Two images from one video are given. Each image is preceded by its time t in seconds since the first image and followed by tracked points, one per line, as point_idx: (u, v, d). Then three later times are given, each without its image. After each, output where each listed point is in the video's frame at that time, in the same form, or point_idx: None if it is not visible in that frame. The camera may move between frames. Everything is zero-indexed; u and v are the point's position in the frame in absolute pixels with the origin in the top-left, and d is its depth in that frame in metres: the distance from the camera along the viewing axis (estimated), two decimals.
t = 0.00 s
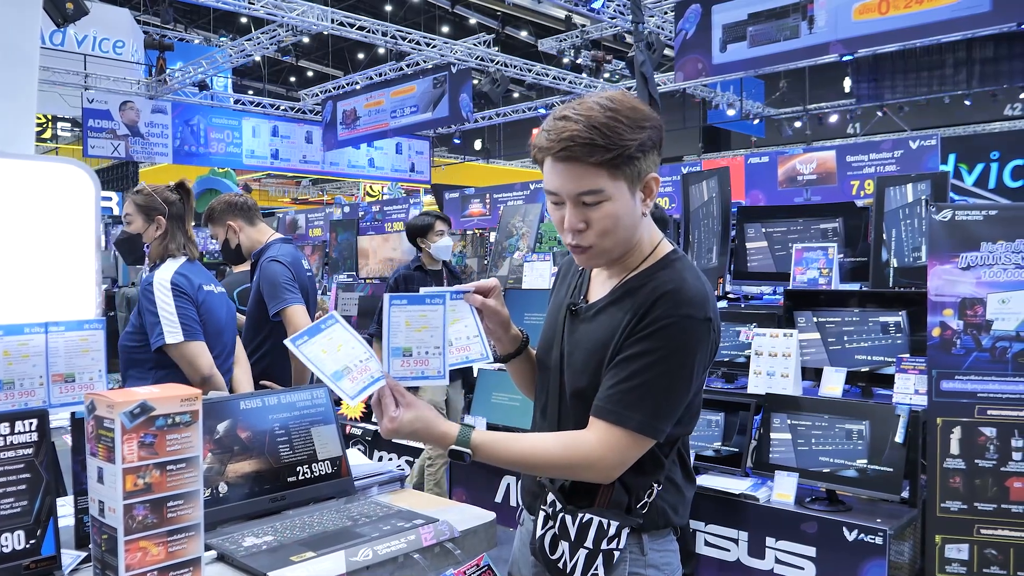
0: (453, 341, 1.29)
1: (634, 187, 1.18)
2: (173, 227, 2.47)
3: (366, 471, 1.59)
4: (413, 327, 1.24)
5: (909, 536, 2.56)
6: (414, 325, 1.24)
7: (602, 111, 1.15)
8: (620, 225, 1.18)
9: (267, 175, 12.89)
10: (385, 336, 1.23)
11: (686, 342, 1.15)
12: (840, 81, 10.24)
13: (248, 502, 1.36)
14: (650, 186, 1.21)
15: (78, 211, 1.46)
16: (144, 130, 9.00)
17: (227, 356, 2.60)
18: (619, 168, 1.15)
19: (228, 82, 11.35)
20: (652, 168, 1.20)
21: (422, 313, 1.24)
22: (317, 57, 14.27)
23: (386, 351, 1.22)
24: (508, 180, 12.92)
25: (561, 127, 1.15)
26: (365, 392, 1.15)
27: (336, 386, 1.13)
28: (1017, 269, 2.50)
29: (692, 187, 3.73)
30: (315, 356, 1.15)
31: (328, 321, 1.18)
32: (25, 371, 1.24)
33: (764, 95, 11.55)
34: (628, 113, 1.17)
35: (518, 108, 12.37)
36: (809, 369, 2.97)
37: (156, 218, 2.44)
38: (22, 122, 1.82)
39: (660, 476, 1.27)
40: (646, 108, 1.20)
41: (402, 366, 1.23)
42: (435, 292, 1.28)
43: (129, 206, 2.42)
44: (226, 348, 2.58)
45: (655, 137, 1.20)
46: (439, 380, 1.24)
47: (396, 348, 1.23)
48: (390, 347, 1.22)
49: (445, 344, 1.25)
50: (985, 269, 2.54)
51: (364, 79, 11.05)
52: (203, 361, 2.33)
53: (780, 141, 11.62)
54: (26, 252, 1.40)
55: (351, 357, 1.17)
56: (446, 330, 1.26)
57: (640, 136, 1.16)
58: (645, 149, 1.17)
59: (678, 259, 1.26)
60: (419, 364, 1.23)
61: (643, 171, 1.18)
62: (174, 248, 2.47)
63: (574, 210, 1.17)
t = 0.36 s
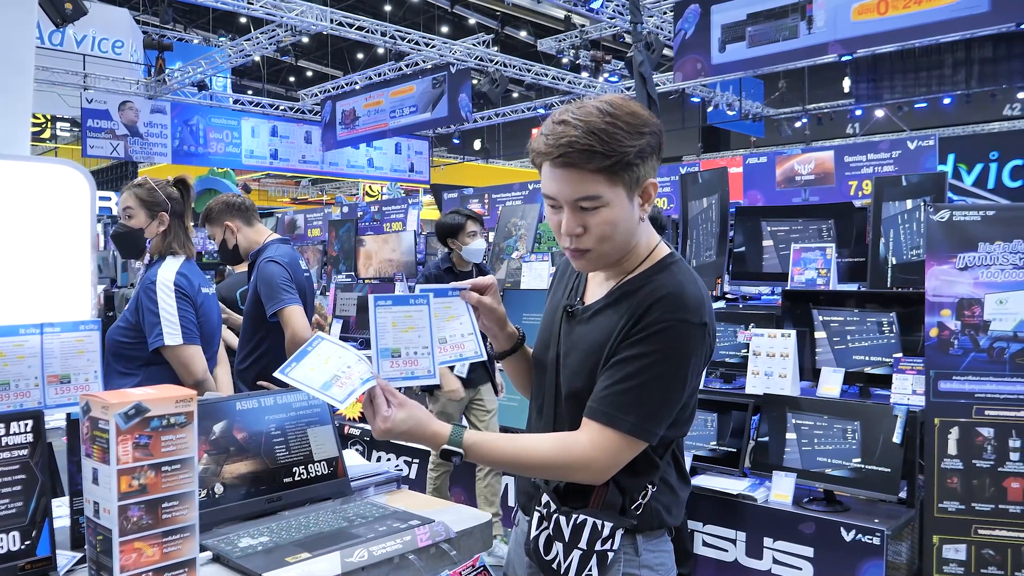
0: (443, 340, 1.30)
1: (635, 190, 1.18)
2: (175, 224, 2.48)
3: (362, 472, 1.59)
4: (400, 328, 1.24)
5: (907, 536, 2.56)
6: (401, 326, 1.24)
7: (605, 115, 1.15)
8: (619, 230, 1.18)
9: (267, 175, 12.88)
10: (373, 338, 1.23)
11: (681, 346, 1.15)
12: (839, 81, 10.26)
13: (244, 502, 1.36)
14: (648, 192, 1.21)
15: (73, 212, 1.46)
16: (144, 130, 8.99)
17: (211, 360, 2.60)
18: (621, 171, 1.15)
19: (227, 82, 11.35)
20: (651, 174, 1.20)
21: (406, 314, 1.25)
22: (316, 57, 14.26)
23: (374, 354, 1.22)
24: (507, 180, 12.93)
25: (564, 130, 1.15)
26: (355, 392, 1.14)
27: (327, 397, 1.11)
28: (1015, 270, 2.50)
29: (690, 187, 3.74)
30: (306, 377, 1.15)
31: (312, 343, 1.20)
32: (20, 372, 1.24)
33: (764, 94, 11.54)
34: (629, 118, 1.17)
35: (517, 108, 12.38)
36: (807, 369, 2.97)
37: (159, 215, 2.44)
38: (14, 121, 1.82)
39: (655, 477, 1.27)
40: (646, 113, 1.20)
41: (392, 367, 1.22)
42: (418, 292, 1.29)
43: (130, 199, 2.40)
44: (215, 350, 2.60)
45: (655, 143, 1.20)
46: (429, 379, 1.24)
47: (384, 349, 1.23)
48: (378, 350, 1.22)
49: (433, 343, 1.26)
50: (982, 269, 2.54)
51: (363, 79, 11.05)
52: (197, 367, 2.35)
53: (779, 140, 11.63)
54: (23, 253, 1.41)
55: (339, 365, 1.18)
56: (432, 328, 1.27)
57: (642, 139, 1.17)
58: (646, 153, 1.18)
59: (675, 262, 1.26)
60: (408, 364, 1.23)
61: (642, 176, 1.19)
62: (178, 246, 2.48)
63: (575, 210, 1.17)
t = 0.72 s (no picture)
0: (445, 337, 1.30)
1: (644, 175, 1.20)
2: (172, 226, 2.48)
3: (361, 471, 1.59)
4: (406, 321, 1.25)
5: (906, 536, 2.56)
6: (407, 319, 1.25)
7: (613, 101, 1.17)
8: (627, 217, 1.18)
9: (267, 175, 12.88)
10: (378, 330, 1.23)
11: (683, 335, 1.15)
12: (838, 81, 10.26)
13: (243, 503, 1.36)
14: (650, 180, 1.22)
15: (71, 211, 1.46)
16: (143, 130, 8.99)
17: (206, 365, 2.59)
18: (634, 153, 1.17)
19: (226, 82, 11.35)
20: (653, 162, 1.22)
21: (413, 307, 1.26)
22: (316, 57, 14.26)
23: (379, 345, 1.22)
24: (507, 179, 12.93)
25: (577, 115, 1.15)
26: (359, 383, 1.14)
27: (329, 384, 1.12)
28: (1014, 270, 2.50)
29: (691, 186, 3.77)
30: (308, 364, 1.16)
31: (319, 328, 1.20)
32: (19, 372, 1.24)
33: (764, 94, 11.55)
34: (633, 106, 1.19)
35: (517, 108, 12.37)
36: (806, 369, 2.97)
37: (156, 216, 2.44)
38: (13, 122, 1.82)
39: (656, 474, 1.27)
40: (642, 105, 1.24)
41: (397, 360, 1.22)
42: (425, 287, 1.30)
43: (127, 199, 2.40)
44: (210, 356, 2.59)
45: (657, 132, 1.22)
46: (433, 373, 1.24)
47: (390, 341, 1.23)
48: (384, 341, 1.22)
49: (438, 338, 1.26)
50: (982, 269, 2.54)
51: (363, 79, 11.04)
52: (191, 372, 2.34)
53: (778, 141, 11.63)
54: (23, 252, 1.41)
55: (344, 355, 1.18)
56: (438, 323, 1.28)
57: (651, 125, 1.20)
58: (652, 141, 1.21)
59: (672, 254, 1.27)
60: (413, 357, 1.23)
61: (645, 163, 1.20)
62: (174, 249, 2.48)
63: (594, 188, 1.16)
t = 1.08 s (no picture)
0: (446, 336, 1.30)
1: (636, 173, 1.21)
2: (167, 227, 2.47)
3: (361, 472, 1.59)
4: (408, 317, 1.25)
5: (906, 537, 2.56)
6: (410, 315, 1.25)
7: (604, 100, 1.17)
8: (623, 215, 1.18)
9: (266, 175, 12.88)
10: (380, 326, 1.23)
11: (684, 332, 1.15)
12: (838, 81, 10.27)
13: (243, 503, 1.36)
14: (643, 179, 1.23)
15: (71, 211, 1.46)
16: (143, 130, 8.98)
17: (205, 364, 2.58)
18: (625, 152, 1.18)
19: (226, 82, 11.35)
20: (646, 160, 1.22)
21: (416, 303, 1.26)
22: (316, 57, 14.26)
23: (381, 340, 1.22)
24: (507, 180, 12.95)
25: (567, 112, 1.16)
26: (361, 376, 1.13)
27: (330, 373, 1.11)
28: (1014, 270, 2.50)
29: (692, 186, 3.76)
30: (311, 353, 1.15)
31: (318, 320, 1.21)
32: (19, 372, 1.24)
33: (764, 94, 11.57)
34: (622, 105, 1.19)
35: (516, 109, 12.38)
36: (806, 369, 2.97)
37: (152, 217, 2.42)
38: (14, 122, 1.82)
39: (660, 474, 1.27)
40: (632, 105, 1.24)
41: (399, 356, 1.22)
42: (429, 284, 1.30)
43: (126, 201, 2.40)
44: (205, 355, 2.57)
45: (650, 131, 1.22)
46: (435, 370, 1.24)
47: (392, 337, 1.23)
48: (386, 337, 1.22)
49: (440, 335, 1.27)
50: (981, 269, 2.54)
51: (363, 79, 11.05)
52: (173, 370, 2.34)
53: (778, 141, 11.64)
54: (23, 253, 1.41)
55: (345, 347, 1.18)
56: (440, 321, 1.28)
57: (642, 123, 1.20)
58: (644, 140, 1.21)
59: (670, 253, 1.27)
60: (415, 354, 1.23)
61: (639, 161, 1.21)
62: (169, 250, 2.47)
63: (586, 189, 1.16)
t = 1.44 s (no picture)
0: (443, 341, 1.29)
1: (634, 173, 1.20)
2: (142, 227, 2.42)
3: (361, 473, 1.59)
4: (403, 324, 1.25)
5: (906, 537, 2.56)
6: (404, 323, 1.25)
7: (602, 100, 1.17)
8: (620, 215, 1.18)
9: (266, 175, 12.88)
10: (375, 335, 1.23)
11: (684, 332, 1.15)
12: (837, 81, 10.29)
13: (243, 504, 1.35)
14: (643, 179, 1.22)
15: (71, 212, 1.46)
16: (142, 130, 8.97)
17: (204, 361, 2.57)
18: (622, 151, 1.17)
19: (225, 82, 11.34)
20: (645, 160, 1.21)
21: (410, 310, 1.26)
22: (315, 57, 14.25)
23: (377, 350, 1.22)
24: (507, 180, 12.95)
25: (563, 114, 1.16)
26: (356, 390, 1.13)
27: (326, 390, 1.12)
28: (1014, 270, 2.50)
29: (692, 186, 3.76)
30: (307, 372, 1.15)
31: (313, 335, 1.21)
32: (19, 374, 1.24)
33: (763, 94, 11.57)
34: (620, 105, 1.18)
35: (516, 109, 12.37)
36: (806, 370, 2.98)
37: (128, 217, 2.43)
38: (13, 122, 1.82)
39: (660, 475, 1.26)
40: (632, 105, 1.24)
41: (395, 364, 1.23)
42: (423, 290, 1.30)
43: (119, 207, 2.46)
44: (201, 353, 2.55)
45: (649, 131, 1.22)
46: (432, 376, 1.24)
47: (388, 346, 1.23)
48: (382, 346, 1.22)
49: (436, 341, 1.27)
50: (982, 269, 2.54)
51: (362, 79, 11.05)
52: (153, 370, 2.32)
53: (777, 140, 11.65)
54: (22, 254, 1.41)
55: (341, 360, 1.18)
56: (435, 326, 1.28)
57: (640, 123, 1.19)
58: (642, 139, 1.20)
59: (670, 253, 1.27)
60: (411, 361, 1.24)
61: (637, 161, 1.20)
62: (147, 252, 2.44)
63: (583, 188, 1.16)
